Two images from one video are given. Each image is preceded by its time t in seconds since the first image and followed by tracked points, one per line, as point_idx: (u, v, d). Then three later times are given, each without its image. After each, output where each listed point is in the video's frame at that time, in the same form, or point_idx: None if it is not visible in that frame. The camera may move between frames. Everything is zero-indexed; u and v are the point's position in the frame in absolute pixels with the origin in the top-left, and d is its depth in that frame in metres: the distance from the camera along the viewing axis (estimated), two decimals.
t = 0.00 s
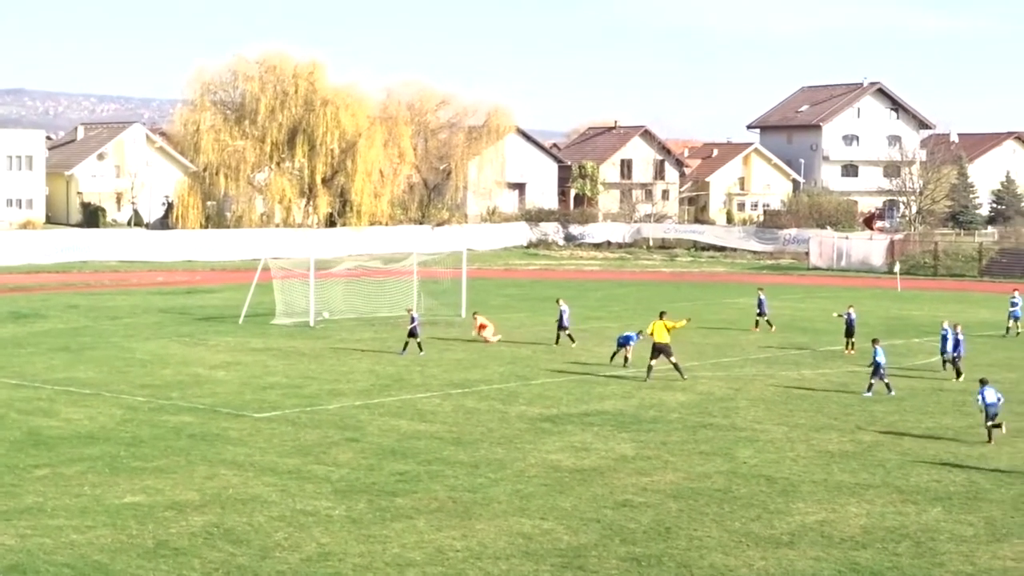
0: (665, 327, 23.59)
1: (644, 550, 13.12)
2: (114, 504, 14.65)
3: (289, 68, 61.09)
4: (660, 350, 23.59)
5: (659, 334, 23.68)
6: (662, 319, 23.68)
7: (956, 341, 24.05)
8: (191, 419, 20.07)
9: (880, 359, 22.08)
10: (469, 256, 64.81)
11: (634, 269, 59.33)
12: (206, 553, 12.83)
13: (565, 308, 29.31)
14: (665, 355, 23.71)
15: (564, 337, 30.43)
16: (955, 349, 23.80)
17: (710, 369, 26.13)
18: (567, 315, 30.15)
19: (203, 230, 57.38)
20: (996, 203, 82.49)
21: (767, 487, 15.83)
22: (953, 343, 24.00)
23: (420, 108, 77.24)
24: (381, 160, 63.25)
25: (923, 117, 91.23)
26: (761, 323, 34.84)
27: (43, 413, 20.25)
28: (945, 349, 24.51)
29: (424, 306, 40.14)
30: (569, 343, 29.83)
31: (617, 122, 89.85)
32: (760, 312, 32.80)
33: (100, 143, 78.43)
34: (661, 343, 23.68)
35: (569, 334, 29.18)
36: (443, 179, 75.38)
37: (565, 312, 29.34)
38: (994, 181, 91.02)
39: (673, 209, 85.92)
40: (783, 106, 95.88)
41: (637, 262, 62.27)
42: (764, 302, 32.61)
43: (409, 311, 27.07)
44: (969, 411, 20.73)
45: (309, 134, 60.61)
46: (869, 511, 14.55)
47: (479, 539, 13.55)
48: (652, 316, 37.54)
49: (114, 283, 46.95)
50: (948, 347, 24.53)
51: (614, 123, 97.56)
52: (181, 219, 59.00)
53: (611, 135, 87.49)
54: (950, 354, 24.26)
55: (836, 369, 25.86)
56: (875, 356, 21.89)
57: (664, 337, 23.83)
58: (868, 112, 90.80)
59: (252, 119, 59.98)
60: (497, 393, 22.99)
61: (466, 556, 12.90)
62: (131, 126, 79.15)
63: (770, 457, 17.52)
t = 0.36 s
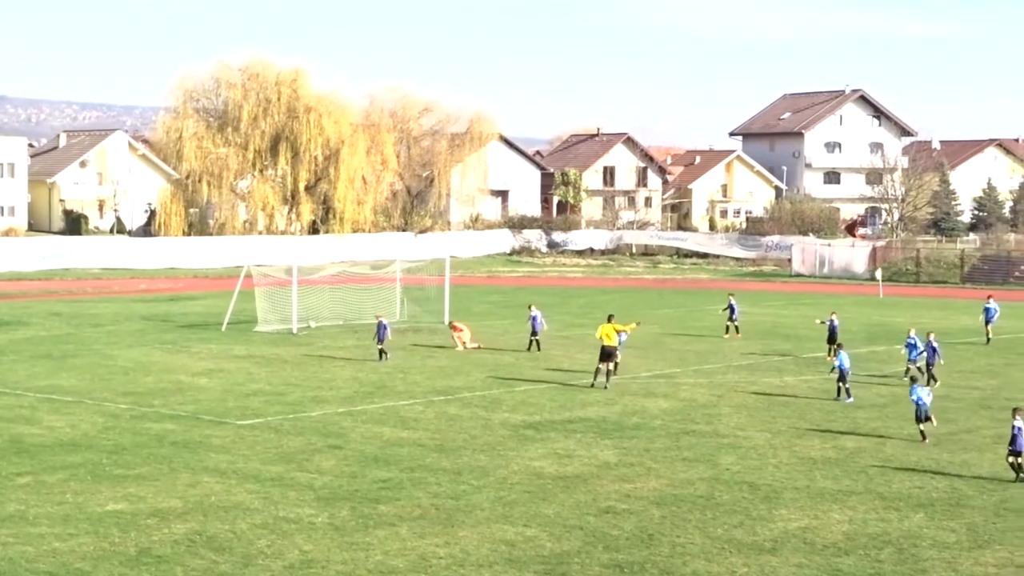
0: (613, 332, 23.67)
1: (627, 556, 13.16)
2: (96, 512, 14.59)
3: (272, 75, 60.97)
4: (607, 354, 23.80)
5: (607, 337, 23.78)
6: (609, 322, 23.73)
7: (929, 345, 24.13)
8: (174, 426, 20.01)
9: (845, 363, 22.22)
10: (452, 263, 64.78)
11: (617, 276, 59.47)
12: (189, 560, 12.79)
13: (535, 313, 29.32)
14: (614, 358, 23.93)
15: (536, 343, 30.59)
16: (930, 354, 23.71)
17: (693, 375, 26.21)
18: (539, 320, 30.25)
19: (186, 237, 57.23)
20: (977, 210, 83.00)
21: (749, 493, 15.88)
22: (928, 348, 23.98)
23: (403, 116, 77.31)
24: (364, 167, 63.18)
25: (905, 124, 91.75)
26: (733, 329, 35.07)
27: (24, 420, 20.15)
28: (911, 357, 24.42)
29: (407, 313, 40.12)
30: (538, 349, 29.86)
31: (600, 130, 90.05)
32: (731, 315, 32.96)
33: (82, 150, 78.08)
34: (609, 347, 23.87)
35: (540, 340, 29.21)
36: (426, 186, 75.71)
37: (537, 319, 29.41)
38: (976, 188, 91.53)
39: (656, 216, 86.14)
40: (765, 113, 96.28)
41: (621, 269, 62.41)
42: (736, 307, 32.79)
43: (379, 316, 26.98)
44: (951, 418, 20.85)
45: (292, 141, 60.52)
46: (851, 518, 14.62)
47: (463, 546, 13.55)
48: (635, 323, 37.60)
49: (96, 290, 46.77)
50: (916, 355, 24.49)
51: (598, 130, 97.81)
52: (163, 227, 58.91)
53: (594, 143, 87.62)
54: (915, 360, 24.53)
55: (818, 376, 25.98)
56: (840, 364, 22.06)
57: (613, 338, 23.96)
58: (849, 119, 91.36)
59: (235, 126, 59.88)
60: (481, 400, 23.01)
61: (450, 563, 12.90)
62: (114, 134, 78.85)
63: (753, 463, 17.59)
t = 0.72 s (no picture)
0: (570, 341, 23.71)
1: (623, 561, 13.15)
2: (91, 517, 14.55)
3: (266, 80, 60.94)
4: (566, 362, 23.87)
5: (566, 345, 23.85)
6: (567, 331, 23.74)
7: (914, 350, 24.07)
8: (168, 431, 19.97)
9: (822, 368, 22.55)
10: (447, 267, 64.74)
11: (612, 280, 59.50)
12: (184, 566, 12.76)
13: (520, 316, 29.55)
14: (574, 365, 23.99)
15: (520, 347, 30.74)
16: (915, 360, 23.49)
17: (688, 380, 26.22)
18: (524, 325, 30.42)
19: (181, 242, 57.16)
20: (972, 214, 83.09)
21: (744, 498, 15.89)
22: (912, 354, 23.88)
23: (397, 121, 77.31)
24: (358, 172, 63.15)
25: (900, 129, 91.90)
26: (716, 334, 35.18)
27: (19, 425, 20.11)
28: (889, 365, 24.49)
29: (401, 318, 40.12)
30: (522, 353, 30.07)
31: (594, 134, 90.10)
32: (709, 321, 33.10)
33: (76, 155, 78.02)
34: (568, 355, 23.93)
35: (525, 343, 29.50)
36: (421, 191, 75.60)
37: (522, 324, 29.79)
38: (970, 193, 91.73)
39: (651, 221, 86.21)
40: (760, 118, 96.38)
41: (615, 274, 62.46)
42: (719, 313, 32.91)
43: (362, 322, 27.08)
44: (946, 422, 20.90)
45: (286, 146, 60.54)
46: (846, 523, 14.62)
47: (458, 551, 13.53)
48: (629, 328, 37.60)
49: (91, 295, 46.74)
50: (896, 361, 24.57)
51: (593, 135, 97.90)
52: (158, 231, 58.82)
53: (588, 148, 87.59)
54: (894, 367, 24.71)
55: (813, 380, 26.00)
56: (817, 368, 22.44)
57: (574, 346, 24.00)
58: (845, 124, 91.33)
59: (229, 131, 59.79)
60: (475, 405, 23.01)
61: (445, 568, 12.88)
62: (108, 138, 78.69)
63: (748, 468, 17.60)
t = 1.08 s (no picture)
0: (542, 341, 23.58)
1: (619, 563, 13.14)
2: (88, 520, 14.54)
3: (262, 83, 60.98)
4: (536, 364, 23.70)
5: (535, 347, 23.72)
6: (538, 333, 23.65)
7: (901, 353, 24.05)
8: (165, 434, 19.96)
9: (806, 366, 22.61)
10: (444, 270, 64.71)
11: (609, 283, 59.50)
12: (181, 569, 12.74)
13: (508, 318, 29.83)
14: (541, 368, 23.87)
15: (507, 349, 30.94)
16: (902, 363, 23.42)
17: (685, 382, 26.23)
18: (512, 327, 30.65)
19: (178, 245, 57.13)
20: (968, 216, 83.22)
21: (742, 500, 15.90)
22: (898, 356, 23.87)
23: (394, 124, 77.40)
24: (355, 174, 63.11)
25: (896, 130, 92.01)
26: (698, 336, 35.35)
27: (15, 429, 20.06)
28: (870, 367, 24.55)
29: (399, 320, 40.15)
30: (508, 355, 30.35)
31: (591, 136, 90.16)
32: (693, 325, 33.17)
33: (73, 158, 77.93)
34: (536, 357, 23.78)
35: (511, 345, 29.80)
36: (417, 194, 75.70)
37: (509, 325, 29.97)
38: (967, 194, 91.85)
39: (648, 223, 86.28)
40: (756, 120, 96.49)
41: (612, 276, 62.47)
42: (702, 315, 33.04)
43: (351, 326, 27.09)
44: (942, 424, 20.94)
45: (283, 149, 60.48)
46: (843, 525, 14.64)
47: (455, 553, 13.54)
48: (625, 330, 37.61)
49: (88, 298, 46.71)
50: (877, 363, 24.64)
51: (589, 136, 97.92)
52: (155, 234, 58.77)
53: (584, 151, 87.61)
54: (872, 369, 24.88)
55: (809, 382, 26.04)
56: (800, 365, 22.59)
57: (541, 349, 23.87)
58: (841, 126, 91.50)
59: (226, 134, 59.81)
60: (473, 407, 23.01)
61: (442, 571, 12.88)
62: (105, 141, 78.66)
63: (745, 470, 17.62)
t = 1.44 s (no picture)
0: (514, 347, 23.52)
1: (618, 563, 13.14)
2: (86, 521, 14.52)
3: (259, 84, 61.01)
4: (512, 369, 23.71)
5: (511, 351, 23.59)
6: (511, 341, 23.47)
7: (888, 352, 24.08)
8: (163, 435, 19.94)
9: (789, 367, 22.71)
10: (441, 270, 64.69)
11: (607, 283, 59.47)
12: (179, 570, 12.72)
13: (497, 321, 29.96)
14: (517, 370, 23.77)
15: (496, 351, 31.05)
16: (891, 363, 23.39)
17: (682, 382, 26.22)
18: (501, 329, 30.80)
19: (175, 246, 57.11)
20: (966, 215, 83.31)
21: (740, 500, 15.89)
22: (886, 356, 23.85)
23: (391, 124, 77.39)
24: (352, 175, 63.06)
25: (893, 130, 92.11)
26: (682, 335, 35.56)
27: (12, 431, 20.03)
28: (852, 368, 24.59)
29: (396, 321, 40.14)
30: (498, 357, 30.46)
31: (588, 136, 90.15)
32: (679, 323, 33.35)
33: (70, 160, 77.97)
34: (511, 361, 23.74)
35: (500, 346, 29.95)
36: (414, 194, 76.15)
37: (499, 325, 30.13)
38: (964, 194, 91.90)
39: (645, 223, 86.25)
40: (753, 120, 96.60)
41: (609, 276, 62.48)
42: (684, 314, 33.27)
43: (337, 328, 26.99)
44: (940, 423, 20.93)
45: (280, 149, 60.43)
46: (841, 524, 14.64)
47: (454, 554, 13.52)
48: (623, 330, 37.60)
49: (85, 299, 46.69)
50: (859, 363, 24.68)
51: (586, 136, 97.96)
52: (152, 235, 58.75)
53: (581, 151, 87.61)
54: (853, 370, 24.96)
55: (807, 382, 26.04)
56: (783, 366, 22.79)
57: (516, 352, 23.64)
58: (838, 125, 91.65)
59: (223, 135, 59.81)
60: (471, 408, 22.99)
61: (441, 572, 12.86)
62: (102, 143, 78.52)
63: (743, 470, 17.62)
